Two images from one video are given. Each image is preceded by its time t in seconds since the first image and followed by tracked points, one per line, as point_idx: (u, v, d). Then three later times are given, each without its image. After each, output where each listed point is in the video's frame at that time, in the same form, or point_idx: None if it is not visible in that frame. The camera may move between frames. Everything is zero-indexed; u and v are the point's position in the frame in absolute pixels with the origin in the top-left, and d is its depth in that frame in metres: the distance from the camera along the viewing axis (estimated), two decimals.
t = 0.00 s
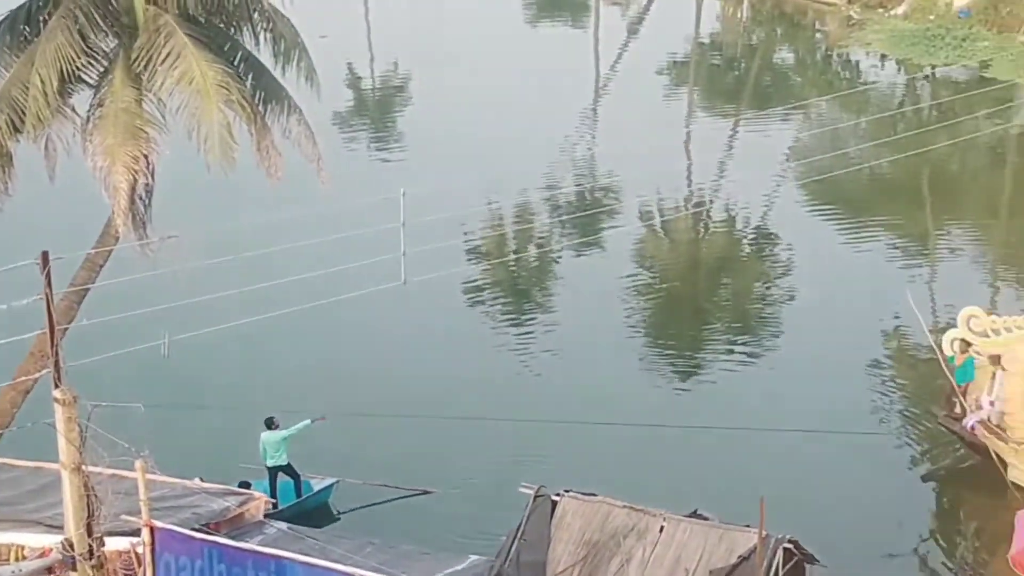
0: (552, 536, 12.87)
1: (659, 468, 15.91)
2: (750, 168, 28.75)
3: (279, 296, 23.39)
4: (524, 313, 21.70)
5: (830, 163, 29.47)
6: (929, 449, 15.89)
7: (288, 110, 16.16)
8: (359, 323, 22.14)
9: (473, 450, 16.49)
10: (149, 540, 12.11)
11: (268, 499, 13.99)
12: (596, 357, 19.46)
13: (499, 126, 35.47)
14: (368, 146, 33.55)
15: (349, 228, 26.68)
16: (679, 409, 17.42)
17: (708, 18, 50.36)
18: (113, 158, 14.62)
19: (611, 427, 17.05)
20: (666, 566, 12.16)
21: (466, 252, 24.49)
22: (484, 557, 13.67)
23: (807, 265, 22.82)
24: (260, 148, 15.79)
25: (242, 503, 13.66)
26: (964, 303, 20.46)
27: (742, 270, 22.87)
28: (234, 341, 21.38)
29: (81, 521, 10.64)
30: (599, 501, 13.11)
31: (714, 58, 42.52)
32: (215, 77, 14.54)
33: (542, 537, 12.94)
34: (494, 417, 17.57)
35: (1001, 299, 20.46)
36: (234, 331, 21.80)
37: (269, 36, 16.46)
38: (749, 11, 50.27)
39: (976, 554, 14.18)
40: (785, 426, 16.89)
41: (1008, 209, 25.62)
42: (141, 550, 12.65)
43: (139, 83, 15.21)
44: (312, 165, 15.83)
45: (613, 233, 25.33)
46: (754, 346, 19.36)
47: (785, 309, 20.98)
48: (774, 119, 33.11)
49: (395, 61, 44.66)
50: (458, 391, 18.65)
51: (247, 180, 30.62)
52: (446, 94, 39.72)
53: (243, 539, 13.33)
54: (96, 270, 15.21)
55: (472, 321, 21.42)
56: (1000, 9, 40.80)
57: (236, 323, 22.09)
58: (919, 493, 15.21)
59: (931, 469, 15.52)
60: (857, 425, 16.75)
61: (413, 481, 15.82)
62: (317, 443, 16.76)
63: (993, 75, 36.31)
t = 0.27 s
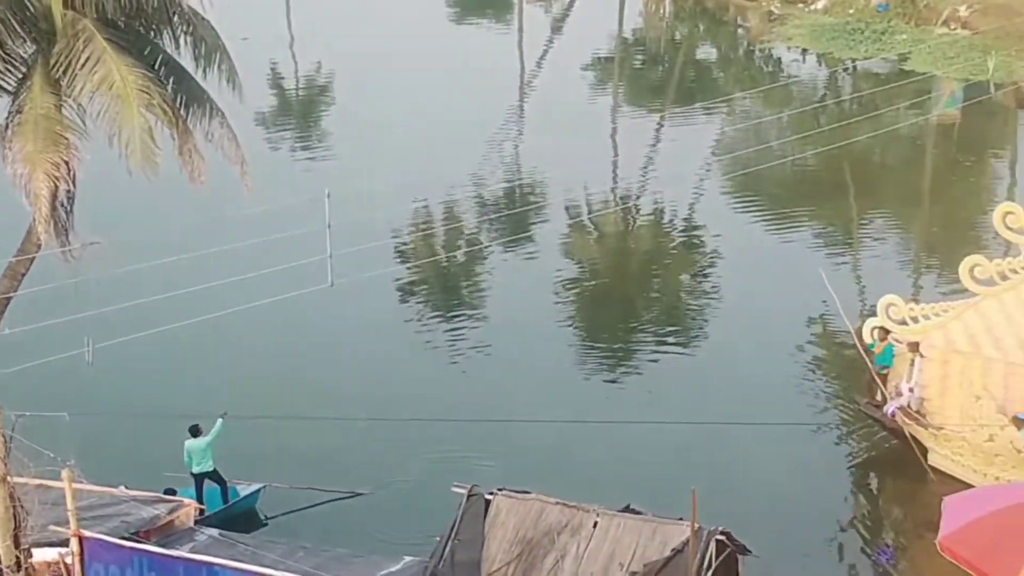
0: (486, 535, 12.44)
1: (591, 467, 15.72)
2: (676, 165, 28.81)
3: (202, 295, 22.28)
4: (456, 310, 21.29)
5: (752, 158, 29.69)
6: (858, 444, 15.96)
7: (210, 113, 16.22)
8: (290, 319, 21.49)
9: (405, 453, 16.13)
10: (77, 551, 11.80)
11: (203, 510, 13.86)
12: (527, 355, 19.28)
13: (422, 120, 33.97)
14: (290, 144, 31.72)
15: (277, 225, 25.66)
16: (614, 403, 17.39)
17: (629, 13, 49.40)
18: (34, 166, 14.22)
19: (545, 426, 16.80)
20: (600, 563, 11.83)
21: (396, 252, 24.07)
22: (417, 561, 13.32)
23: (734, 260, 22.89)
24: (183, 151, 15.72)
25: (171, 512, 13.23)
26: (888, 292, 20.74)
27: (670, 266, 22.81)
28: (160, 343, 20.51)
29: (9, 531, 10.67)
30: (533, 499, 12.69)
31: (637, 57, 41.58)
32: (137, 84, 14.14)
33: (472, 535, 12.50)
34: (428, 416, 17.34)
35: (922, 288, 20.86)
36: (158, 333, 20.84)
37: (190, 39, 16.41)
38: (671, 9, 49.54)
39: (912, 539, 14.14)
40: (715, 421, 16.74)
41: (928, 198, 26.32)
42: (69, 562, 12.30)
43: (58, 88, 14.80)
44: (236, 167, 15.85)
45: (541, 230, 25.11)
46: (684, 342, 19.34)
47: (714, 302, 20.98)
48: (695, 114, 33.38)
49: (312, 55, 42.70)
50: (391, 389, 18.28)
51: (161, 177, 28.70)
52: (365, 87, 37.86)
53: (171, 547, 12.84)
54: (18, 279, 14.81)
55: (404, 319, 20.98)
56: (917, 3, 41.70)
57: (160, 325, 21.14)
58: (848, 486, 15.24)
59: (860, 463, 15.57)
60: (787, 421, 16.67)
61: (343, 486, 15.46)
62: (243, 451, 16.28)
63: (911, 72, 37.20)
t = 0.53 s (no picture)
0: (418, 535, 12.19)
1: (526, 464, 15.46)
2: (604, 160, 28.82)
3: (125, 298, 21.65)
4: (385, 306, 20.98)
5: (680, 152, 29.84)
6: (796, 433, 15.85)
7: (132, 111, 15.73)
8: (218, 316, 20.91)
9: (336, 454, 15.75)
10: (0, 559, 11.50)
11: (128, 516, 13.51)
12: (455, 350, 19.07)
13: (350, 118, 33.37)
14: (216, 143, 31.00)
15: (204, 225, 25.09)
16: (547, 399, 17.21)
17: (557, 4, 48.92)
18: None
19: (479, 426, 16.53)
20: (535, 560, 11.68)
21: (324, 251, 23.72)
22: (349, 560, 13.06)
23: (663, 253, 22.91)
24: (104, 152, 15.31)
25: (98, 515, 12.43)
26: (819, 285, 20.87)
27: (600, 262, 22.74)
28: (84, 343, 19.81)
29: None
30: (466, 497, 12.46)
31: (565, 48, 41.13)
32: (56, 81, 13.58)
33: (404, 534, 12.25)
34: (360, 413, 16.99)
35: (851, 282, 21.07)
36: (80, 334, 20.11)
37: (110, 36, 15.91)
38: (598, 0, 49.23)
39: (849, 529, 14.10)
40: (650, 419, 16.62)
41: (853, 186, 26.72)
42: None
43: None
44: (159, 167, 15.47)
45: (470, 227, 24.94)
46: (613, 336, 19.26)
47: (644, 297, 20.94)
48: (622, 109, 33.45)
49: (235, 51, 41.70)
50: (322, 387, 17.91)
51: (82, 177, 27.85)
52: (290, 84, 37.07)
53: (99, 552, 12.15)
54: None
55: (333, 314, 20.61)
56: None
57: (84, 327, 20.46)
58: (786, 478, 15.14)
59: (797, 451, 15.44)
60: (722, 416, 16.58)
61: (270, 488, 15.01)
62: (166, 452, 15.74)
63: (837, 63, 37.64)
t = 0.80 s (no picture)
0: (384, 523, 12.22)
1: (491, 451, 15.49)
2: (565, 147, 28.97)
3: (85, 292, 21.48)
4: (350, 294, 21.01)
5: (640, 138, 30.09)
6: (758, 413, 15.98)
7: (92, 104, 15.50)
8: (178, 309, 20.75)
9: (300, 444, 15.70)
10: None
11: (88, 506, 13.39)
12: (419, 338, 19.13)
13: (310, 108, 33.24)
14: (177, 134, 30.86)
15: (166, 218, 24.98)
16: (511, 387, 17.26)
17: None
18: None
19: (444, 413, 16.54)
20: (500, 544, 11.78)
21: (288, 241, 23.73)
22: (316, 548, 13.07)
23: (625, 238, 23.10)
24: (64, 145, 15.14)
25: (64, 508, 12.37)
26: (779, 269, 21.10)
27: (562, 249, 22.91)
28: (46, 338, 19.61)
29: None
30: (431, 485, 12.54)
31: (525, 37, 41.10)
32: (16, 74, 13.50)
33: (371, 521, 12.30)
34: (324, 404, 16.94)
35: (811, 264, 21.25)
36: (41, 329, 19.91)
37: (69, 28, 15.72)
38: None
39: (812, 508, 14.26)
40: (614, 403, 16.68)
41: (811, 169, 27.06)
42: None
43: None
44: (121, 160, 15.29)
45: (432, 215, 25.01)
46: (576, 320, 19.42)
47: (606, 281, 21.12)
48: (582, 96, 33.61)
49: (195, 43, 41.45)
50: (285, 378, 17.83)
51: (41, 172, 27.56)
52: (250, 75, 36.89)
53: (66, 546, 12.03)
54: None
55: (297, 303, 20.62)
56: None
57: (46, 321, 20.25)
58: (746, 460, 15.27)
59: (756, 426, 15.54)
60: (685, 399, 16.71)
61: (234, 479, 14.95)
62: (130, 447, 15.65)
63: (794, 49, 37.98)
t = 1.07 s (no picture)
0: (363, 511, 12.17)
1: (470, 438, 15.40)
2: (543, 133, 28.89)
3: (61, 284, 21.25)
4: (328, 282, 20.88)
5: (618, 122, 30.05)
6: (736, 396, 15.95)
7: (66, 93, 15.32)
8: (155, 299, 20.54)
9: (279, 433, 15.58)
10: None
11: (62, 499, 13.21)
12: (397, 325, 19.02)
13: (286, 95, 33.05)
14: (153, 123, 30.59)
15: (142, 206, 24.80)
16: (491, 374, 17.17)
17: None
18: None
19: (423, 400, 16.43)
20: (480, 531, 11.78)
21: (265, 229, 23.57)
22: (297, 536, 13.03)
23: (604, 224, 23.02)
24: (39, 135, 14.87)
25: (41, 500, 12.16)
26: (757, 251, 21.11)
27: (541, 233, 22.83)
28: (22, 330, 19.39)
29: None
30: (411, 472, 12.47)
31: (500, 22, 40.91)
32: None
33: (351, 509, 12.25)
34: (302, 392, 16.81)
35: (790, 247, 21.22)
36: (16, 321, 19.70)
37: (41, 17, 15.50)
38: None
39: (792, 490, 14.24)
40: (594, 389, 16.61)
41: (788, 151, 27.08)
42: None
43: None
44: (95, 149, 15.11)
45: (411, 202, 24.90)
46: (555, 306, 19.37)
47: (585, 267, 21.06)
48: (558, 82, 33.53)
49: (170, 31, 41.10)
50: (263, 367, 17.69)
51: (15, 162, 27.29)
52: (225, 62, 36.60)
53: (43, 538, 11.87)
54: None
55: (275, 292, 20.48)
56: None
57: (22, 312, 20.03)
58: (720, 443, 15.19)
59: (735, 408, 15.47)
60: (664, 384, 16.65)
61: (212, 469, 14.82)
62: (106, 438, 15.49)
63: (770, 32, 37.98)
